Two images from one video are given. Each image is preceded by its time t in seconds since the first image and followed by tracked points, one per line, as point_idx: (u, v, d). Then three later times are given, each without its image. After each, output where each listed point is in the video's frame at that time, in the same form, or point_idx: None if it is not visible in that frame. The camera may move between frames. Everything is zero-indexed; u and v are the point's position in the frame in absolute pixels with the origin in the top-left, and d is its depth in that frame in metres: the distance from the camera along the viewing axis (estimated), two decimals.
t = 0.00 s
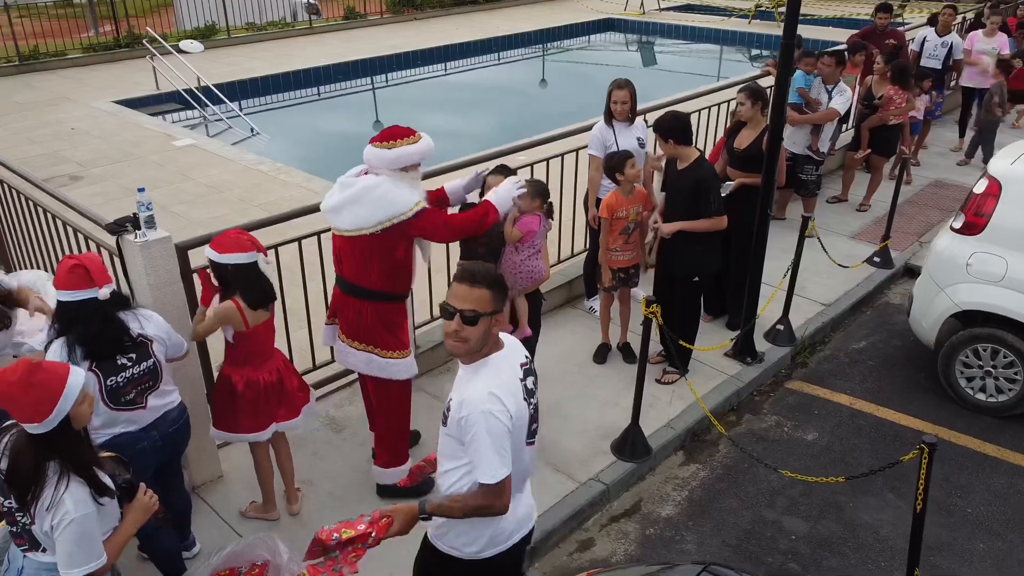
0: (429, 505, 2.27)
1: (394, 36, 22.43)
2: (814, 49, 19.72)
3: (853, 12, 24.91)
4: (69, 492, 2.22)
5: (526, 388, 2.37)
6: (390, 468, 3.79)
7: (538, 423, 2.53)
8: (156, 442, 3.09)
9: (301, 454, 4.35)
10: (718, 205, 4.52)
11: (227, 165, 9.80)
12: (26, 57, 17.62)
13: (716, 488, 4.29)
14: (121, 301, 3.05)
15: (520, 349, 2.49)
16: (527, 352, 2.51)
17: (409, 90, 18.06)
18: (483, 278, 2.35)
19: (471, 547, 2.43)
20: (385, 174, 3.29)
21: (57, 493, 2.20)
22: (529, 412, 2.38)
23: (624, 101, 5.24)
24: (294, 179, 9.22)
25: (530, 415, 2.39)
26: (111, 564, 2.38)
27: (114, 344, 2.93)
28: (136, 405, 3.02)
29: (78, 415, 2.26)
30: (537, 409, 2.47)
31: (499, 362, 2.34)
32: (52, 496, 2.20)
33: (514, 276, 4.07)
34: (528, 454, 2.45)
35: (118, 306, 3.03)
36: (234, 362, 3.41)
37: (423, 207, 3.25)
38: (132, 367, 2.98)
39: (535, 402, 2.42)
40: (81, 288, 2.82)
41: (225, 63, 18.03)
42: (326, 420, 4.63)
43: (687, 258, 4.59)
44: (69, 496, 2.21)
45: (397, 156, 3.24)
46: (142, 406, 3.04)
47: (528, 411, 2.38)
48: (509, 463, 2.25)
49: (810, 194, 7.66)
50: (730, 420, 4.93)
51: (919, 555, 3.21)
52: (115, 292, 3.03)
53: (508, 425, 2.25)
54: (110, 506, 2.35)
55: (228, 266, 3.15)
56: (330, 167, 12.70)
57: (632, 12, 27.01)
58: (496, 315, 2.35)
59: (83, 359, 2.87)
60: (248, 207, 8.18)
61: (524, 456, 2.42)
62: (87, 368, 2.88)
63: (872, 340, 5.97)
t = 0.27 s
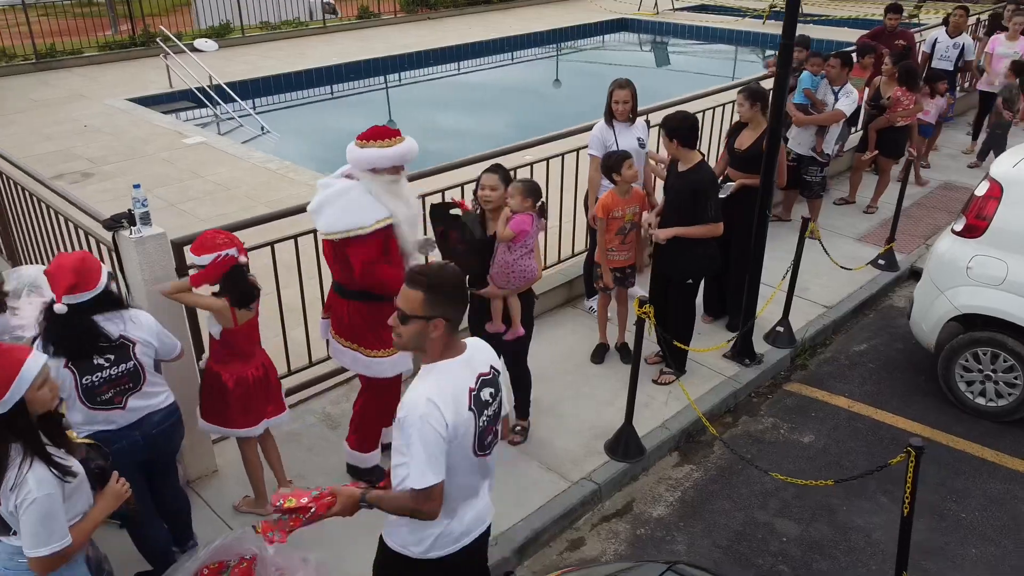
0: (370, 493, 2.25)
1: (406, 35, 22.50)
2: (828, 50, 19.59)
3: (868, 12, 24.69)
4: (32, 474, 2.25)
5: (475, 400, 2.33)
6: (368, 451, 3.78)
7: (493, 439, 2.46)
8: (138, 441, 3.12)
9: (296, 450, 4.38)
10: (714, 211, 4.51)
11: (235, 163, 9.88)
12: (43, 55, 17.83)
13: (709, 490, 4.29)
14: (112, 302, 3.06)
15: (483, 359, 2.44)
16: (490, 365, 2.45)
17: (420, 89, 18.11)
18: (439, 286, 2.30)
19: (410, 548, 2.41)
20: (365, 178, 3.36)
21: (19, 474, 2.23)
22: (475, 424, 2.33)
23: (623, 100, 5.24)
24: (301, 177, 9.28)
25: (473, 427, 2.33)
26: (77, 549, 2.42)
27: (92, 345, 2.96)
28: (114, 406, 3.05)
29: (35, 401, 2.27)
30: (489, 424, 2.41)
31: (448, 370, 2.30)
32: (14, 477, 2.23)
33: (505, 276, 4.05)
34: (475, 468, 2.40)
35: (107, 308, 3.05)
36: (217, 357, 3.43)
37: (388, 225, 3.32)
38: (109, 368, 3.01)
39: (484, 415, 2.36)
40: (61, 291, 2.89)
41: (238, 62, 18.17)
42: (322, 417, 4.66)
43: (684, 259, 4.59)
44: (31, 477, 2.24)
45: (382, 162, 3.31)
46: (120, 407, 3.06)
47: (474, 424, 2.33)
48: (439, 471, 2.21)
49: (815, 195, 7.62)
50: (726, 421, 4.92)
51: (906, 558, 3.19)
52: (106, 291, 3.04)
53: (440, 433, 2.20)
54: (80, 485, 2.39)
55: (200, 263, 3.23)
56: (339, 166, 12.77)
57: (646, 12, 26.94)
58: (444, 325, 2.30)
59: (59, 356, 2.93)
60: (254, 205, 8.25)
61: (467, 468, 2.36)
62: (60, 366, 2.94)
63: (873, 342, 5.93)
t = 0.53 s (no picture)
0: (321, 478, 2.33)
1: (418, 35, 22.55)
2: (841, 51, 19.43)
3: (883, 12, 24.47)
4: None
5: (398, 408, 2.24)
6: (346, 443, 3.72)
7: (429, 451, 2.36)
8: (117, 437, 3.14)
9: (291, 446, 4.41)
10: (712, 213, 4.49)
11: (243, 162, 9.95)
12: (59, 53, 18.03)
13: (702, 491, 4.27)
14: (110, 300, 3.10)
15: (426, 370, 2.31)
16: (435, 375, 2.32)
17: (431, 89, 18.15)
18: (375, 296, 2.25)
19: (348, 540, 2.46)
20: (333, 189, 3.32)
21: None
22: (396, 433, 2.25)
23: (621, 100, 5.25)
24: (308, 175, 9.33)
25: (396, 438, 2.26)
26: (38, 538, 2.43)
27: (78, 342, 2.99)
28: (94, 402, 3.09)
29: None
30: (419, 435, 2.31)
31: (373, 373, 2.24)
32: None
33: (499, 275, 4.05)
34: (405, 476, 2.34)
35: (105, 305, 3.08)
36: (208, 353, 3.53)
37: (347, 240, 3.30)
38: (92, 365, 3.04)
39: (409, 426, 2.27)
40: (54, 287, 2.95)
41: (250, 61, 18.29)
42: (318, 414, 4.69)
43: (679, 259, 4.58)
44: None
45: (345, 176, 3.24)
46: (100, 404, 3.09)
47: (395, 433, 2.25)
48: (349, 473, 2.20)
49: (820, 197, 7.58)
50: (722, 422, 4.90)
51: (892, 562, 3.18)
52: (106, 289, 3.08)
53: (353, 437, 2.18)
54: (45, 473, 2.44)
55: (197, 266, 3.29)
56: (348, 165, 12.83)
57: (660, 12, 26.85)
58: (374, 341, 2.26)
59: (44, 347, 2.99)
60: (260, 203, 8.30)
61: (389, 474, 2.31)
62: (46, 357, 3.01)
63: (875, 345, 5.89)
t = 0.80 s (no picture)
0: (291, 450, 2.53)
1: (431, 35, 22.59)
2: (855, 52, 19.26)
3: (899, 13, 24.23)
4: None
5: (328, 402, 2.32)
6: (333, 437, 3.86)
7: (363, 453, 2.39)
8: (109, 427, 3.18)
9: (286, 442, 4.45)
10: (705, 215, 4.48)
11: (252, 160, 10.02)
12: (75, 52, 18.21)
13: (695, 492, 4.27)
14: (116, 294, 3.11)
15: (368, 373, 2.35)
16: (378, 379, 2.35)
17: (442, 88, 18.18)
18: (331, 293, 2.34)
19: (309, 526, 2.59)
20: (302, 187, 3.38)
21: None
22: (325, 427, 2.33)
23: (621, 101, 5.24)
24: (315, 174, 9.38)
25: (325, 432, 2.34)
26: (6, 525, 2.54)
27: (79, 336, 3.02)
28: (92, 394, 3.14)
29: None
30: (352, 435, 2.35)
31: (315, 366, 2.35)
32: None
33: (497, 277, 4.05)
34: (339, 471, 2.40)
35: (110, 300, 3.09)
36: (211, 340, 3.60)
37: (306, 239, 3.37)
38: (90, 358, 3.08)
39: (339, 423, 2.33)
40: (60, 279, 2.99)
41: (263, 60, 18.40)
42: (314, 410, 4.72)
43: (675, 260, 4.58)
44: None
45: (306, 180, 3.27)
46: (97, 396, 3.14)
47: (325, 426, 2.33)
48: (282, 454, 2.36)
49: (826, 199, 7.53)
50: (718, 424, 4.89)
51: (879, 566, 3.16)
52: (111, 283, 3.09)
53: (284, 421, 2.33)
54: (19, 464, 2.56)
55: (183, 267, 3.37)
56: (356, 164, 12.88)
57: (673, 12, 26.77)
58: (341, 335, 2.34)
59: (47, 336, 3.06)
60: (267, 201, 8.36)
61: (321, 465, 2.39)
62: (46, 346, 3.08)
63: (876, 348, 5.85)
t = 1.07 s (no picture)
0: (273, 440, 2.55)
1: (444, 34, 22.65)
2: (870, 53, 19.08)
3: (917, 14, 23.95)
4: None
5: (315, 396, 2.29)
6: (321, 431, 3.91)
7: (348, 449, 2.35)
8: (110, 419, 3.22)
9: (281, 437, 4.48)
10: (697, 216, 4.48)
11: (261, 159, 10.09)
12: (91, 50, 18.41)
13: (688, 494, 4.26)
14: (122, 288, 3.18)
15: (355, 370, 2.31)
16: (364, 376, 2.32)
17: (453, 88, 18.22)
18: (320, 290, 2.30)
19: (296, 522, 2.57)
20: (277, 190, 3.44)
21: None
22: (311, 421, 2.30)
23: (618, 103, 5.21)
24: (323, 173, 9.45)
25: (311, 427, 2.31)
26: None
27: (87, 328, 3.08)
28: (93, 386, 3.17)
29: None
30: (336, 431, 2.32)
31: (304, 360, 2.33)
32: None
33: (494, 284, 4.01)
34: (322, 467, 2.37)
35: (116, 293, 3.16)
36: (209, 336, 3.62)
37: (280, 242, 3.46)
38: (95, 350, 3.13)
39: (324, 418, 2.29)
40: (73, 272, 3.03)
41: (277, 58, 18.52)
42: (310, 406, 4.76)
43: (669, 260, 4.58)
44: None
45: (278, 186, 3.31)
46: (99, 388, 3.17)
47: (310, 420, 2.31)
48: (268, 446, 2.33)
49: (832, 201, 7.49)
50: (714, 426, 4.88)
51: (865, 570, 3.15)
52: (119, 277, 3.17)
53: (271, 413, 2.30)
54: (3, 451, 2.66)
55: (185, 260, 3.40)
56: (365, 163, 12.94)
57: (686, 12, 26.67)
58: (328, 333, 2.31)
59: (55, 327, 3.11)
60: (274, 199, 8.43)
61: (307, 459, 2.37)
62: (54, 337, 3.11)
63: (878, 351, 5.81)
